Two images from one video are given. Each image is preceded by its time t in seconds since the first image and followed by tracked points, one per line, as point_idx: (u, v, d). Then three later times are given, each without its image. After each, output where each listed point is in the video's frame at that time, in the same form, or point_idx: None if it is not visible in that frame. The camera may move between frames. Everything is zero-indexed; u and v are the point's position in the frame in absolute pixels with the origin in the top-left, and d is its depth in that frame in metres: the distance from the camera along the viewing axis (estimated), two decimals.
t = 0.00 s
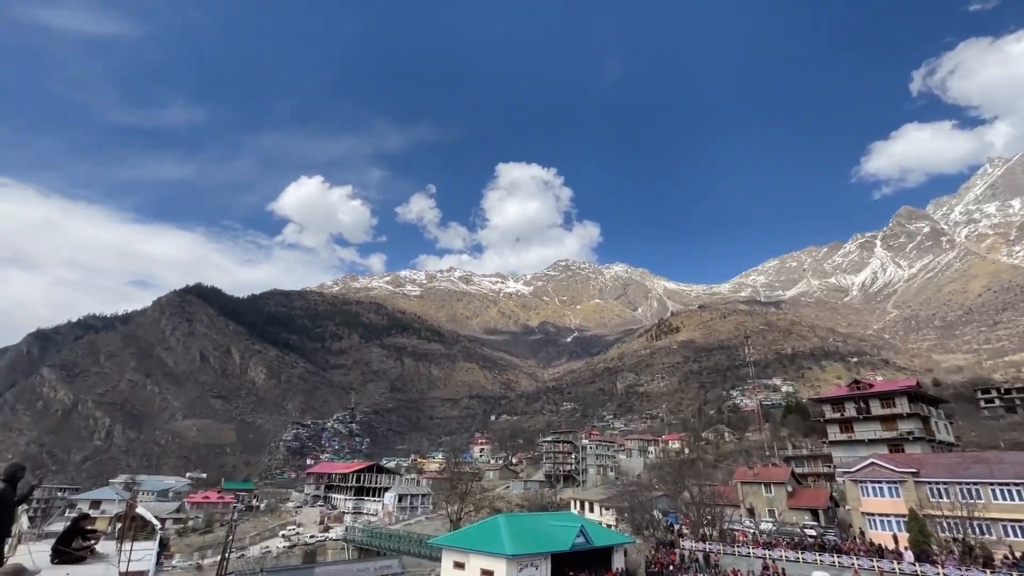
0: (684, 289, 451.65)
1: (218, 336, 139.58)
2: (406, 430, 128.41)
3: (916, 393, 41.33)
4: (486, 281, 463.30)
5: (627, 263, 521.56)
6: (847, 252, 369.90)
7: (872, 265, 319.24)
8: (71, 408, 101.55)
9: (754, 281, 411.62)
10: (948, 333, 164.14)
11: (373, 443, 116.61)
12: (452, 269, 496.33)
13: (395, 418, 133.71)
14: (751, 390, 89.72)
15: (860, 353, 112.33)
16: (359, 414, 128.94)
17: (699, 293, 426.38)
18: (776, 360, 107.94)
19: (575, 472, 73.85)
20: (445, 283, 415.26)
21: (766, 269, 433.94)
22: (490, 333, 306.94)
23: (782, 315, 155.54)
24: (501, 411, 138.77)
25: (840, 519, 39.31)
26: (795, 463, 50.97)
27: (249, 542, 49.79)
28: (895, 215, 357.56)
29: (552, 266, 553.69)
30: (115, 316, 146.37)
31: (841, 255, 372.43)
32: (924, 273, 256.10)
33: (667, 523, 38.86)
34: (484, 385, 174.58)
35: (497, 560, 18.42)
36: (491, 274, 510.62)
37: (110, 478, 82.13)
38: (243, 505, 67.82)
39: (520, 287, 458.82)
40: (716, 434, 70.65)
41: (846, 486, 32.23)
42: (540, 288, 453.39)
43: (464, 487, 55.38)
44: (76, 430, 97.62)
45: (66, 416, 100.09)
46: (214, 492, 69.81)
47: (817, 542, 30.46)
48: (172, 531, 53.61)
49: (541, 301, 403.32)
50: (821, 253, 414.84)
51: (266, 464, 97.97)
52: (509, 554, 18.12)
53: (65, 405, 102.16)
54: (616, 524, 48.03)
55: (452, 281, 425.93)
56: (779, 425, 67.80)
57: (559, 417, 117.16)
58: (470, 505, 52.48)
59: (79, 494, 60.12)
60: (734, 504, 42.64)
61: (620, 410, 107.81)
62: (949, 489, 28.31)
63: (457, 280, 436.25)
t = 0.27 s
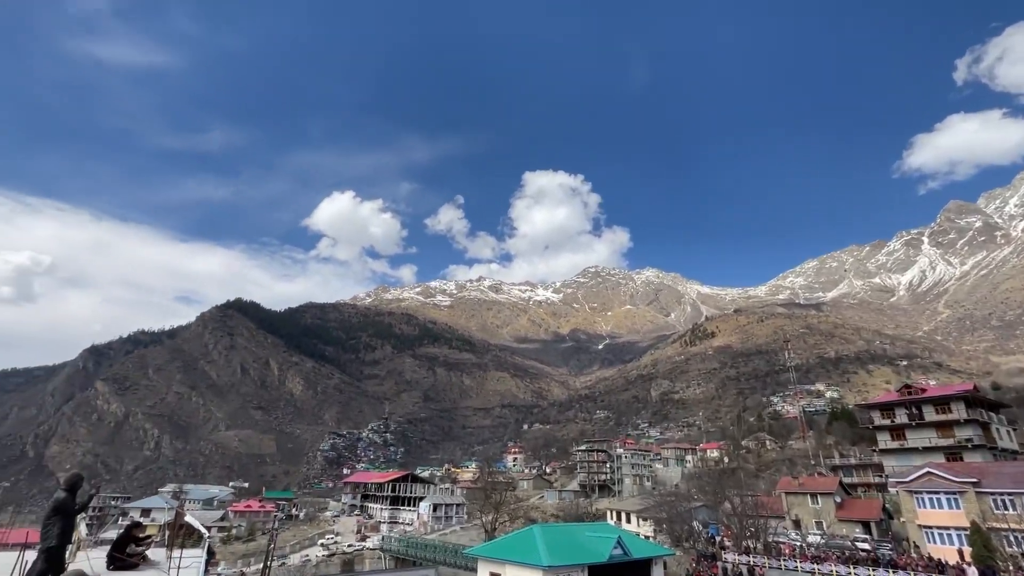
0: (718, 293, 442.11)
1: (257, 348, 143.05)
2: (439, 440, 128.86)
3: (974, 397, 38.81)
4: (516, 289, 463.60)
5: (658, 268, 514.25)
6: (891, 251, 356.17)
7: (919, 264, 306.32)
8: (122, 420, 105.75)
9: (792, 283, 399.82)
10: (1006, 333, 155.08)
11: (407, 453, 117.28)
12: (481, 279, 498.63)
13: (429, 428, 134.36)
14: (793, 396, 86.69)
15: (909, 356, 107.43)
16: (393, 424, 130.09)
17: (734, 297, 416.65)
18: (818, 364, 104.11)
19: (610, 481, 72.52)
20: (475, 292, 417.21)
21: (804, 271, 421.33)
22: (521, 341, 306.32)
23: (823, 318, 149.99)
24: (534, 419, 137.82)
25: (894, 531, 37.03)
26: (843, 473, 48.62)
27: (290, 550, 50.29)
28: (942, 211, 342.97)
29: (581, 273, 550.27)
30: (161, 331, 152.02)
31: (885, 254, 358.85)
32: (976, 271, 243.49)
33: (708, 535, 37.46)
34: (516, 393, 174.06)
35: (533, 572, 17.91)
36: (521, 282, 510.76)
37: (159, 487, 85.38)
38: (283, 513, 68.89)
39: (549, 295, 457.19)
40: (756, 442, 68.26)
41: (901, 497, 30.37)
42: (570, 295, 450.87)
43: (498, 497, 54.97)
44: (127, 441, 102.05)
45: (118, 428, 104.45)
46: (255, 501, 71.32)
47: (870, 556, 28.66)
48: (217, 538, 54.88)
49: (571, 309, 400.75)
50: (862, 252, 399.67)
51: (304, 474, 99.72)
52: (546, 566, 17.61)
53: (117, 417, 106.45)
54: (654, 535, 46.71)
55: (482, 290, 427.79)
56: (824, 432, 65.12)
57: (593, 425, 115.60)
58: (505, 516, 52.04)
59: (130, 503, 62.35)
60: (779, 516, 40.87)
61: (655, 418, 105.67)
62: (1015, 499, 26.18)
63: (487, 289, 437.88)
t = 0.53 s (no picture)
0: (749, 295, 432.28)
1: (290, 358, 145.84)
2: (469, 447, 128.79)
3: None
4: (542, 295, 462.30)
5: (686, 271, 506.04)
6: (934, 248, 342.78)
7: (964, 261, 293.78)
8: (164, 429, 109.03)
9: (827, 283, 388.07)
10: None
11: (437, 461, 117.53)
12: (507, 286, 498.89)
13: (458, 435, 134.45)
14: (832, 400, 83.68)
15: (957, 357, 102.66)
16: (423, 431, 130.60)
17: (767, 299, 406.55)
18: (859, 367, 100.30)
19: (642, 489, 71.04)
20: (501, 299, 417.40)
21: (840, 271, 408.79)
22: (548, 348, 304.70)
23: (862, 319, 144.75)
24: (563, 426, 136.52)
25: (947, 542, 34.99)
26: (889, 480, 46.44)
27: (325, 557, 50.37)
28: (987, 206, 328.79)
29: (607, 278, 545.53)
30: (200, 343, 156.50)
31: (926, 252, 345.57)
32: None
33: (746, 545, 36.06)
34: (545, 400, 172.99)
35: None
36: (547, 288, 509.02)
37: (200, 494, 87.56)
38: (317, 521, 69.70)
39: (576, 300, 454.27)
40: (795, 448, 65.87)
41: (953, 506, 28.65)
42: (596, 300, 447.11)
43: (529, 505, 54.32)
44: (170, 449, 105.03)
45: (161, 437, 107.52)
46: (291, 508, 72.46)
47: (923, 569, 26.98)
48: (255, 544, 55.69)
49: (598, 314, 397.05)
50: (902, 250, 385.21)
51: (336, 482, 100.85)
52: None
53: (160, 426, 109.65)
54: (689, 545, 45.32)
55: (508, 297, 427.80)
56: (867, 437, 62.53)
57: (623, 432, 113.76)
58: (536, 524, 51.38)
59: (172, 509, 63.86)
60: (821, 526, 39.16)
61: (687, 424, 103.39)
62: None
63: (513, 296, 437.72)
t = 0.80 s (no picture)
0: (781, 296, 421.91)
1: (320, 366, 148.26)
2: (498, 454, 128.47)
3: None
4: (568, 300, 459.94)
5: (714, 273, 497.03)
6: (978, 244, 329.27)
7: (1012, 256, 281.25)
8: (202, 436, 111.85)
9: (864, 282, 376.05)
10: None
11: (466, 467, 117.55)
12: (532, 291, 498.09)
13: (486, 441, 134.22)
14: (873, 404, 80.63)
15: (1006, 357, 97.90)
16: (451, 438, 130.83)
17: (799, 299, 396.01)
18: (900, 368, 96.47)
19: (675, 496, 69.42)
20: (527, 304, 416.48)
21: (877, 269, 395.86)
22: (575, 352, 302.50)
23: (902, 318, 139.48)
24: (592, 432, 134.98)
25: (1004, 553, 32.94)
26: (938, 487, 44.20)
27: (358, 563, 50.49)
28: None
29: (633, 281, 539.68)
30: (235, 352, 160.49)
31: (970, 247, 332.16)
32: None
33: (786, 554, 34.62)
34: (573, 406, 171.70)
35: None
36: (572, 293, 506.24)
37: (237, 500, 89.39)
38: (350, 526, 70.29)
39: (602, 304, 450.42)
40: (834, 453, 63.49)
41: (1009, 516, 26.56)
42: (623, 303, 442.48)
43: (558, 512, 53.55)
44: (208, 456, 107.67)
45: (200, 444, 110.31)
46: (324, 514, 73.36)
47: None
48: (291, 549, 56.35)
49: (625, 318, 392.62)
50: (943, 246, 371.08)
51: (367, 488, 101.74)
52: None
53: (198, 433, 112.52)
54: (725, 554, 43.87)
55: (534, 302, 426.80)
56: (912, 442, 59.89)
57: (653, 437, 111.73)
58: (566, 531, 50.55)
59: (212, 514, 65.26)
60: (865, 535, 37.38)
61: (720, 429, 100.95)
62: None
63: (538, 301, 436.56)
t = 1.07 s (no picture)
0: (804, 297, 413.84)
1: (341, 372, 149.59)
2: (517, 458, 127.93)
3: None
4: (586, 304, 457.51)
5: (734, 274, 490.08)
6: (1011, 240, 319.17)
7: None
8: (227, 442, 113.64)
9: (890, 282, 366.81)
10: None
11: (486, 472, 117.22)
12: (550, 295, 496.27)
13: (506, 446, 133.70)
14: (903, 407, 78.29)
15: None
16: (471, 442, 130.73)
17: (823, 300, 387.92)
18: (932, 370, 93.60)
19: (698, 501, 68.16)
20: (545, 308, 415.72)
21: (905, 269, 386.03)
22: (594, 356, 300.34)
23: (932, 318, 135.44)
24: (612, 437, 133.64)
25: None
26: (974, 493, 42.64)
27: (380, 568, 50.51)
28: None
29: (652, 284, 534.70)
30: (258, 358, 162.89)
31: (1003, 245, 322.10)
32: None
33: (816, 561, 33.62)
34: (592, 410, 170.35)
35: None
36: (590, 297, 503.58)
37: (261, 504, 90.48)
38: (371, 531, 70.52)
39: (621, 307, 447.00)
40: (863, 458, 61.62)
41: None
42: (642, 306, 438.65)
43: (579, 517, 52.92)
44: (232, 461, 109.36)
45: (224, 449, 112.05)
46: (346, 518, 73.79)
47: None
48: (314, 553, 56.68)
49: (644, 321, 388.98)
50: (974, 244, 360.33)
51: (388, 493, 102.16)
52: None
53: (223, 438, 114.30)
54: (752, 561, 42.80)
55: (552, 306, 425.53)
56: (946, 446, 57.93)
57: (675, 442, 110.13)
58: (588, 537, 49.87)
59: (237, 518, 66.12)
60: (899, 543, 36.10)
61: (743, 433, 99.09)
62: None
63: (556, 305, 435.15)
